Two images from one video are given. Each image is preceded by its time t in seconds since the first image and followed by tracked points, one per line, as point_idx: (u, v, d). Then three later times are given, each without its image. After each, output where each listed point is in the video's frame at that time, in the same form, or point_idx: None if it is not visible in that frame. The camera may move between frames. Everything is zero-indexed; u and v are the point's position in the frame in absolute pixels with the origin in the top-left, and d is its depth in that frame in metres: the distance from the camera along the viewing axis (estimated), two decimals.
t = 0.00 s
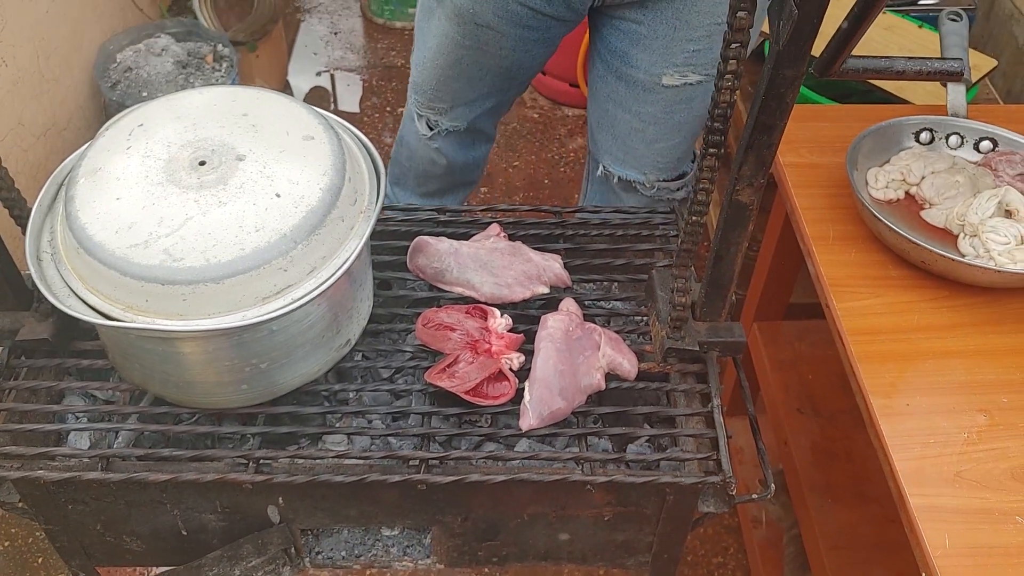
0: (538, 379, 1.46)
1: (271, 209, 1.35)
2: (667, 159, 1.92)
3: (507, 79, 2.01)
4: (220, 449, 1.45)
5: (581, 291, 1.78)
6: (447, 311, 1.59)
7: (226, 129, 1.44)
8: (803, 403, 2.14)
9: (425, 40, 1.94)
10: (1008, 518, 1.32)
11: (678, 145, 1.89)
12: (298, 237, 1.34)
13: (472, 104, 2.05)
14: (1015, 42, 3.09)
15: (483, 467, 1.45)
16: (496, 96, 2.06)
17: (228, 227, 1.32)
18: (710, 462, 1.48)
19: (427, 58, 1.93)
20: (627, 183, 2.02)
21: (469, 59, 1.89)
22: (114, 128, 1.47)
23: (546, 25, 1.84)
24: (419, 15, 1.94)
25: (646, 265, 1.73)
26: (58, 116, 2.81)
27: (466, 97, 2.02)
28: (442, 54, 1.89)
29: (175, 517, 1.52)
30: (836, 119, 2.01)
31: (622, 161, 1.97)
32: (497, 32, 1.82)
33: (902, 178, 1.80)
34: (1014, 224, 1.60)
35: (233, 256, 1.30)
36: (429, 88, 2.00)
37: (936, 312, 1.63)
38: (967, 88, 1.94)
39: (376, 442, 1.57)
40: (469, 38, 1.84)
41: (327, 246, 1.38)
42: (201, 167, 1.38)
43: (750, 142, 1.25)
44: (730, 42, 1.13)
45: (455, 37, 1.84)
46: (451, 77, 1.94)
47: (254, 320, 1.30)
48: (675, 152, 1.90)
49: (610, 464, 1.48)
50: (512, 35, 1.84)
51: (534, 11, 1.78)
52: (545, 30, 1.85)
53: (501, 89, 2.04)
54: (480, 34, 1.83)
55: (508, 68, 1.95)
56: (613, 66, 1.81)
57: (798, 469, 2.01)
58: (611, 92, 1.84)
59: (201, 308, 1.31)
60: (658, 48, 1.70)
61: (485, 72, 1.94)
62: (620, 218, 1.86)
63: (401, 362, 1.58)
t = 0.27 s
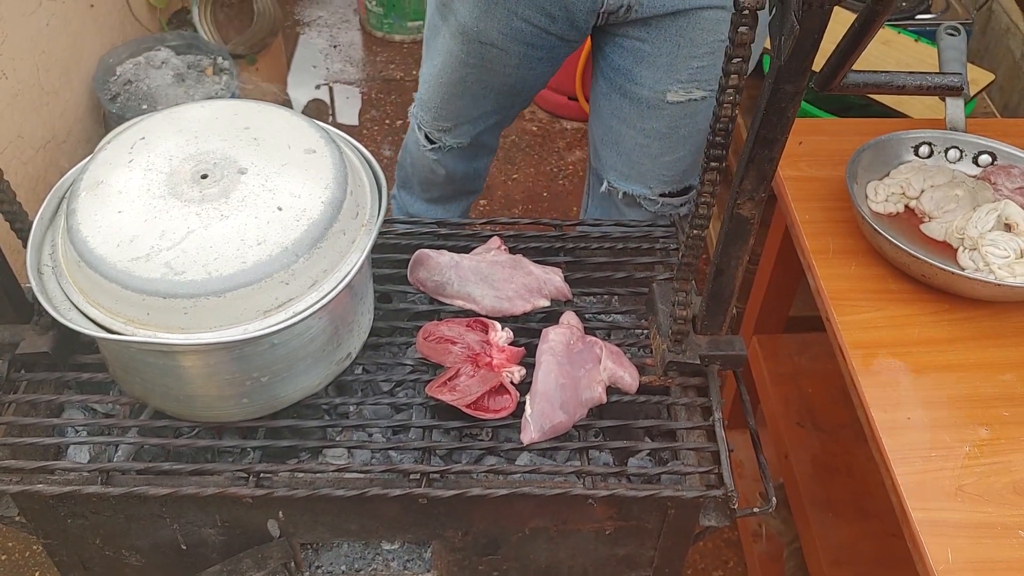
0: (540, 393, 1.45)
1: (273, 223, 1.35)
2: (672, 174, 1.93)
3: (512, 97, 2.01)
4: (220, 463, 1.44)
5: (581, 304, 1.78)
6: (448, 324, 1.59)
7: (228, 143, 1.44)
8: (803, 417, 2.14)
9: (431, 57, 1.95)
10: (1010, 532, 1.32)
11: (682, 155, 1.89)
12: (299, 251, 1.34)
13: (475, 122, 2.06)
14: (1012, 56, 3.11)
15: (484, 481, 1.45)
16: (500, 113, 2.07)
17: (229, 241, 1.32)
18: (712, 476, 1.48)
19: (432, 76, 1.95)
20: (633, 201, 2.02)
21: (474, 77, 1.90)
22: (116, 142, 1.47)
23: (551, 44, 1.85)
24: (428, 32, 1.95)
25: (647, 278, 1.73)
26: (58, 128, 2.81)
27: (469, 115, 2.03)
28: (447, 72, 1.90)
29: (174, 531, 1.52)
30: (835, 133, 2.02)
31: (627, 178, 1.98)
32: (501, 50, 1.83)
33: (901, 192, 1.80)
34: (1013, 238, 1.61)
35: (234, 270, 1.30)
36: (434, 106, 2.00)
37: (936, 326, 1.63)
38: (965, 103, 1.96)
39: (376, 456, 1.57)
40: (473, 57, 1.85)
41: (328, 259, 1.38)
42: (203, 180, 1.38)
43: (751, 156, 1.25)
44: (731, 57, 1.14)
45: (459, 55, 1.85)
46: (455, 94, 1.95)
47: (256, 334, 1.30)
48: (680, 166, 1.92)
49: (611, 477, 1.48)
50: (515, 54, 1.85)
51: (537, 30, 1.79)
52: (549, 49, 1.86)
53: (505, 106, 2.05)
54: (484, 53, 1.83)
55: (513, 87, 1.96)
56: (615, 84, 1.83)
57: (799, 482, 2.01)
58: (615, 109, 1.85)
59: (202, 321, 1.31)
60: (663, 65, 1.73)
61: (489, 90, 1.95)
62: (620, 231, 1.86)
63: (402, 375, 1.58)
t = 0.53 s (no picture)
0: (542, 404, 1.45)
1: (275, 233, 1.34)
2: (687, 184, 1.95)
3: (532, 139, 2.02)
4: (221, 475, 1.43)
5: (583, 314, 1.78)
6: (449, 335, 1.59)
7: (230, 154, 1.44)
8: (805, 428, 2.13)
9: (450, 106, 1.98)
10: (1014, 545, 1.31)
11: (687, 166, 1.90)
12: (301, 262, 1.33)
13: (500, 168, 2.07)
14: (1010, 67, 3.12)
15: (486, 493, 1.44)
16: (522, 157, 2.08)
17: (231, 251, 1.31)
18: (715, 488, 1.47)
19: (453, 124, 1.97)
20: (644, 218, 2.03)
21: (492, 117, 1.92)
22: (116, 152, 1.46)
23: (564, 73, 1.84)
24: (446, 77, 1.98)
25: (649, 289, 1.73)
26: (57, 139, 2.81)
27: (492, 161, 2.04)
28: (465, 118, 1.93)
29: (173, 544, 1.50)
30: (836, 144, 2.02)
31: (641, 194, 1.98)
32: (517, 86, 1.83)
33: (902, 204, 1.80)
34: (1016, 249, 1.61)
35: (235, 281, 1.29)
36: (458, 156, 2.04)
37: (939, 337, 1.63)
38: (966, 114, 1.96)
39: (377, 468, 1.56)
40: (490, 96, 1.86)
41: (330, 270, 1.37)
42: (204, 191, 1.37)
43: (755, 167, 1.25)
44: (735, 68, 1.14)
45: (475, 96, 1.87)
46: (476, 141, 1.98)
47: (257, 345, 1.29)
48: (693, 177, 1.94)
49: (613, 489, 1.47)
50: (530, 87, 1.85)
51: (550, 63, 1.79)
52: (565, 79, 1.86)
53: (527, 148, 2.06)
54: (500, 90, 1.84)
55: (532, 124, 1.97)
56: (623, 104, 1.83)
57: (801, 494, 2.00)
58: (625, 129, 1.86)
59: (203, 332, 1.30)
60: (672, 81, 1.73)
61: (508, 130, 1.96)
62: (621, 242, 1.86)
63: (403, 387, 1.57)
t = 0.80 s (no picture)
0: (546, 415, 1.44)
1: (279, 242, 1.34)
2: (678, 190, 1.93)
3: (527, 154, 2.02)
4: (223, 485, 1.43)
5: (587, 324, 1.78)
6: (453, 345, 1.58)
7: (235, 163, 1.44)
8: (808, 439, 2.13)
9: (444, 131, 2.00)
10: (1020, 557, 1.30)
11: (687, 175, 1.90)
12: (305, 271, 1.33)
13: (499, 186, 2.07)
14: (1010, 78, 3.13)
15: (490, 504, 1.44)
16: (519, 174, 2.08)
17: (235, 261, 1.31)
18: (719, 499, 1.47)
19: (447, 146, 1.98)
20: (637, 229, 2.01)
21: (485, 136, 1.92)
22: (120, 161, 1.46)
23: (553, 86, 1.83)
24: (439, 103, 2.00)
25: (652, 299, 1.72)
26: (58, 148, 2.81)
27: (491, 180, 2.04)
28: (459, 140, 1.93)
29: (175, 555, 1.50)
30: (839, 155, 2.02)
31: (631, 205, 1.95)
32: (507, 101, 1.83)
33: (905, 214, 1.80)
34: (1019, 260, 1.61)
35: (240, 291, 1.29)
36: (456, 179, 2.04)
37: (943, 348, 1.62)
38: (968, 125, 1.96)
39: (381, 478, 1.55)
40: (482, 115, 1.87)
41: (334, 280, 1.37)
42: (209, 201, 1.37)
43: (760, 177, 1.25)
44: (741, 79, 1.14)
45: (466, 117, 1.87)
46: (471, 162, 1.98)
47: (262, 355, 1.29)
48: (682, 184, 1.92)
49: (617, 500, 1.47)
50: (520, 103, 1.84)
51: (537, 74, 1.78)
52: (554, 90, 1.84)
53: (523, 164, 2.05)
54: (491, 107, 1.85)
55: (525, 139, 1.96)
56: (604, 114, 1.82)
57: (804, 504, 1.99)
58: (608, 137, 1.84)
59: (208, 342, 1.29)
60: (651, 83, 1.72)
61: (502, 147, 1.96)
62: (625, 252, 1.86)
63: (406, 397, 1.57)
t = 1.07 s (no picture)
0: (550, 424, 1.44)
1: (284, 251, 1.33)
2: (646, 191, 1.79)
3: (500, 145, 2.04)
4: (225, 495, 1.42)
5: (590, 333, 1.77)
6: (457, 353, 1.58)
7: (239, 171, 1.43)
8: (811, 448, 2.12)
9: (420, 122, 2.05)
10: None
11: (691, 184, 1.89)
12: (310, 280, 1.33)
13: (475, 175, 2.09)
14: (1011, 87, 3.14)
15: (494, 514, 1.43)
16: (495, 165, 2.10)
17: (240, 269, 1.30)
18: (724, 509, 1.46)
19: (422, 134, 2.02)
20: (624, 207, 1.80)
21: (455, 124, 1.95)
22: (124, 169, 1.46)
23: (516, 75, 1.84)
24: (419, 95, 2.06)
25: (656, 308, 1.72)
26: (59, 154, 2.80)
27: (465, 170, 2.07)
28: (431, 126, 1.98)
29: (177, 564, 1.49)
30: (842, 164, 2.02)
31: (600, 202, 1.84)
32: (470, 90, 1.85)
33: (909, 224, 1.80)
34: None
35: (244, 299, 1.28)
36: (432, 168, 2.09)
37: (948, 357, 1.62)
38: (972, 134, 1.97)
39: (384, 488, 1.55)
40: (449, 102, 1.90)
41: (339, 288, 1.37)
42: (213, 208, 1.37)
43: (767, 187, 1.25)
44: (749, 88, 1.14)
45: (434, 104, 1.92)
46: (444, 149, 2.02)
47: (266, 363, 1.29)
48: (651, 179, 1.76)
49: (622, 511, 1.46)
50: (484, 92, 1.86)
51: (494, 63, 1.79)
52: (515, 79, 1.85)
53: (497, 155, 2.07)
54: (458, 95, 1.88)
55: (494, 130, 1.98)
56: (566, 108, 1.76)
57: (807, 514, 1.99)
58: (572, 134, 1.78)
59: (211, 350, 1.29)
60: (605, 78, 1.65)
61: (473, 136, 1.98)
62: (628, 260, 1.86)
63: (410, 405, 1.56)
